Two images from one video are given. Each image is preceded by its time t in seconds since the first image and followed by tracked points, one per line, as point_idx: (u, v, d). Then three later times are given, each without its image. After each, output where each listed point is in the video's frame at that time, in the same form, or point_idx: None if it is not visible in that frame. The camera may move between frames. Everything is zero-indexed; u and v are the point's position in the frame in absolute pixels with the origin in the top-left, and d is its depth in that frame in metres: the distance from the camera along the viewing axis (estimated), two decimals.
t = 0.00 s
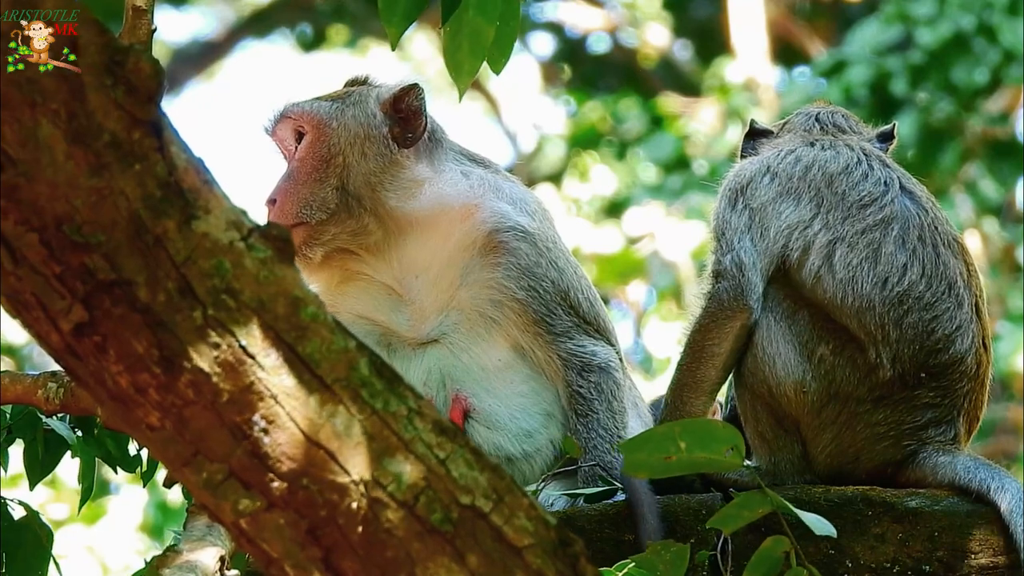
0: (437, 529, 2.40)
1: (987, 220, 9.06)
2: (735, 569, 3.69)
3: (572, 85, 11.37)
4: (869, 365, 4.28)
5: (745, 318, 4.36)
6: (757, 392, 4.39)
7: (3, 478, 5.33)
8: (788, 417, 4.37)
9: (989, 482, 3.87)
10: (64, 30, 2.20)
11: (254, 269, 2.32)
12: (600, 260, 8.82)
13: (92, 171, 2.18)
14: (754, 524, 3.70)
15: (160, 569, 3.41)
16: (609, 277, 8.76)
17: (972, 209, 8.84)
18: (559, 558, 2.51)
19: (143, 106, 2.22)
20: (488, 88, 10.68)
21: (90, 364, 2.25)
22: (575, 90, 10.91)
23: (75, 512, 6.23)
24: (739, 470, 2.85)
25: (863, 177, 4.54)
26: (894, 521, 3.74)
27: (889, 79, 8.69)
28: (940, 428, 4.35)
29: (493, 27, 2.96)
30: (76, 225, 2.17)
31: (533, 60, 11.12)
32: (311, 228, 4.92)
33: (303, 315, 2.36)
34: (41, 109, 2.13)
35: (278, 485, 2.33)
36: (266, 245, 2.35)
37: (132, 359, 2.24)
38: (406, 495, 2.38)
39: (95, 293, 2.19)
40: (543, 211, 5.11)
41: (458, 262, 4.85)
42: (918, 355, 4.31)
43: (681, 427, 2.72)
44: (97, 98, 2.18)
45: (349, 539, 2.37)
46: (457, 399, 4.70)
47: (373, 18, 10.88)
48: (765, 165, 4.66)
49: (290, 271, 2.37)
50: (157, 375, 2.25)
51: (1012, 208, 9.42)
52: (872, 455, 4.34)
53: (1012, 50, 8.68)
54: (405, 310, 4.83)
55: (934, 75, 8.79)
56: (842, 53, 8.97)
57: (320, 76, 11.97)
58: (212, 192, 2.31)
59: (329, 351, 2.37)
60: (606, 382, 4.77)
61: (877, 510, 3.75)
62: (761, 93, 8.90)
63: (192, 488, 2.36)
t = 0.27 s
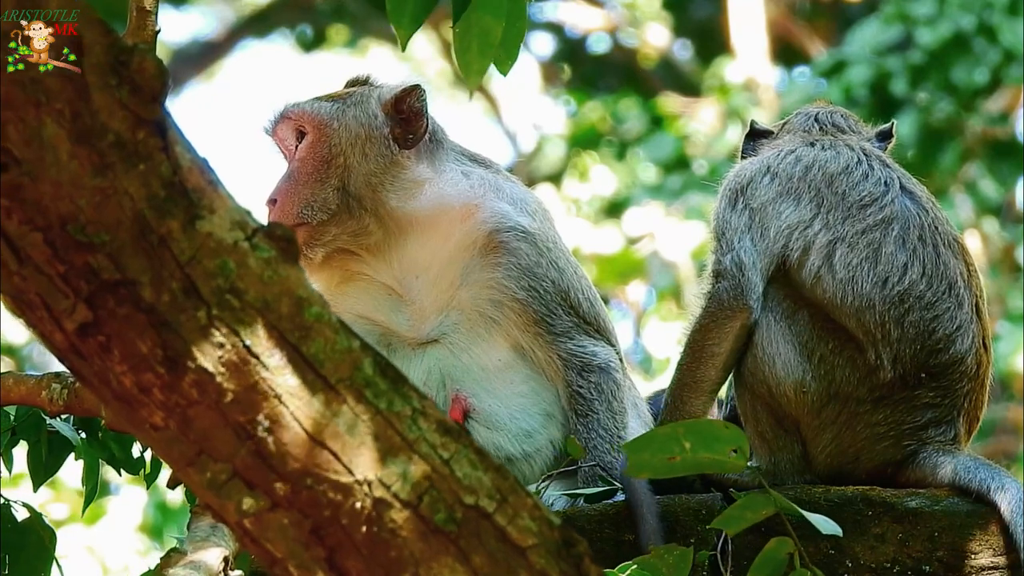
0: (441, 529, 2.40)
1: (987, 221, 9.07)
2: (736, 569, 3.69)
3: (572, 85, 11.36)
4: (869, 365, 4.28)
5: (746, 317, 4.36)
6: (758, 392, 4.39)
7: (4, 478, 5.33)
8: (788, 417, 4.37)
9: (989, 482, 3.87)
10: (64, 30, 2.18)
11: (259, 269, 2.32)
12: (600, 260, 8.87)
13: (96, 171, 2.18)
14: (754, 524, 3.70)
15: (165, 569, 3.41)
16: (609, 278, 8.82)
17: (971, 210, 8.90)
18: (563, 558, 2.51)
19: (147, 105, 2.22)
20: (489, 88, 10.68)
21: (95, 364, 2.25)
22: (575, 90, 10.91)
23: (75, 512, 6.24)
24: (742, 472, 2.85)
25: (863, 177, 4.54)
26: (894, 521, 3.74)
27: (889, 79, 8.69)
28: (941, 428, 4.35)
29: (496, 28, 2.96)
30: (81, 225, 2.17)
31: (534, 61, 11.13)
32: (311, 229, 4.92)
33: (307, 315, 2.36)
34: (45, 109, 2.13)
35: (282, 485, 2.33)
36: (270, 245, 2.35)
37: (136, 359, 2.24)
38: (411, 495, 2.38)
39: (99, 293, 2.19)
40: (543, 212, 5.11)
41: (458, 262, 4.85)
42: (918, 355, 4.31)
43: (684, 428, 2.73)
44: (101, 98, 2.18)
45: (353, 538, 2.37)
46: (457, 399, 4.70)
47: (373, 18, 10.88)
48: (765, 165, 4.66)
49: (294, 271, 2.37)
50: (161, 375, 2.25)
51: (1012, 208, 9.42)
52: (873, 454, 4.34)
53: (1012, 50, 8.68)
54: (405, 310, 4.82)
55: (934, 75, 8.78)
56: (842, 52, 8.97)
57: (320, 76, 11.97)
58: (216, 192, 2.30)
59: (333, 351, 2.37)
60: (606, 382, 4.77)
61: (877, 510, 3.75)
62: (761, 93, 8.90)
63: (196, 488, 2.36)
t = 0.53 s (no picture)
0: (441, 529, 2.40)
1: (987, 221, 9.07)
2: (736, 569, 3.69)
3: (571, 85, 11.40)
4: (869, 365, 4.28)
5: (746, 317, 4.36)
6: (757, 392, 4.39)
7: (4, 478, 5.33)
8: (788, 417, 4.37)
9: (989, 482, 3.87)
10: (64, 30, 2.18)
11: (259, 269, 2.33)
12: (600, 260, 8.91)
13: (97, 171, 2.18)
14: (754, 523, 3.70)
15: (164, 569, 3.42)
16: (609, 278, 8.84)
17: (971, 210, 8.91)
18: (563, 558, 2.51)
19: (148, 105, 2.22)
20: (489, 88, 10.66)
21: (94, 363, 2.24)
22: (574, 90, 10.90)
23: (75, 512, 6.24)
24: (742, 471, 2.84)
25: (863, 177, 4.54)
26: (894, 521, 3.74)
27: (889, 79, 8.68)
28: (941, 428, 4.35)
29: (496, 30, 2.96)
30: (81, 224, 2.17)
31: (534, 61, 11.12)
32: (315, 228, 4.88)
33: (307, 315, 2.36)
34: (45, 109, 2.13)
35: (281, 485, 2.33)
36: (270, 245, 2.36)
37: (137, 359, 2.24)
38: (410, 495, 2.39)
39: (99, 292, 2.19)
40: (542, 213, 5.12)
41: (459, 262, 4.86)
42: (918, 355, 4.31)
43: (684, 430, 2.72)
44: (101, 98, 2.18)
45: (353, 538, 2.38)
46: (457, 399, 4.70)
47: (373, 18, 10.88)
48: (764, 165, 4.66)
49: (294, 271, 2.37)
50: (161, 374, 2.25)
51: (1012, 208, 9.42)
52: (873, 454, 4.34)
53: (1012, 50, 8.68)
54: (405, 311, 4.83)
55: (934, 75, 8.78)
56: (842, 53, 8.97)
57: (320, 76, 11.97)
58: (216, 192, 2.31)
59: (333, 351, 2.38)
60: (606, 382, 4.78)
61: (876, 510, 3.75)
62: (761, 93, 8.91)
63: (196, 488, 2.36)
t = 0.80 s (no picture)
0: (438, 529, 2.40)
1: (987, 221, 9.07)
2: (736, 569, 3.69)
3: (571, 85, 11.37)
4: (869, 365, 4.28)
5: (745, 317, 4.37)
6: (757, 393, 4.39)
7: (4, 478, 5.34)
8: (788, 417, 4.37)
9: (990, 482, 3.87)
10: (64, 30, 2.19)
11: (255, 269, 2.33)
12: (600, 260, 8.92)
13: (93, 171, 2.18)
14: (754, 523, 3.70)
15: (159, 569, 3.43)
16: (609, 278, 8.87)
17: (971, 210, 8.90)
18: (559, 558, 2.51)
19: (144, 105, 2.23)
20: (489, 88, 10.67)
21: (91, 364, 2.25)
22: (574, 90, 10.90)
23: (75, 512, 6.26)
24: (737, 470, 2.85)
25: (863, 177, 4.54)
26: (894, 521, 3.74)
27: (890, 79, 8.68)
28: (941, 428, 4.35)
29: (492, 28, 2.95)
30: (77, 224, 2.17)
31: (533, 61, 11.14)
32: (349, 220, 4.80)
33: (304, 315, 2.36)
34: (42, 109, 2.12)
35: (278, 485, 2.33)
36: (267, 245, 2.35)
37: (133, 359, 2.24)
38: (407, 495, 2.38)
39: (96, 293, 2.19)
40: (545, 216, 5.13)
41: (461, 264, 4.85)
42: (918, 355, 4.31)
43: (678, 429, 2.73)
44: (98, 98, 2.18)
45: (350, 538, 2.37)
46: (457, 398, 4.69)
47: (372, 18, 10.90)
48: (764, 165, 4.66)
49: (290, 271, 2.37)
50: (158, 375, 2.25)
51: (1012, 208, 9.41)
52: (873, 454, 4.34)
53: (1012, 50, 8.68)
54: (406, 311, 4.82)
55: (934, 75, 8.78)
56: (842, 52, 8.96)
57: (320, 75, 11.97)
58: (213, 192, 2.31)
59: (330, 351, 2.38)
60: (606, 384, 4.79)
61: (877, 510, 3.75)
62: (761, 93, 8.90)
63: (193, 488, 2.37)
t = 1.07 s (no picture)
0: (433, 530, 2.40)
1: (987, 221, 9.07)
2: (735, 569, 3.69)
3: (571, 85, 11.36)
4: (869, 365, 4.28)
5: (746, 318, 4.37)
6: (759, 393, 4.39)
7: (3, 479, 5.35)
8: (788, 417, 4.37)
9: (989, 482, 3.87)
10: (63, 30, 2.21)
11: (251, 270, 2.33)
12: (600, 260, 8.92)
13: (89, 172, 2.18)
14: (754, 523, 3.69)
15: (156, 570, 3.44)
16: (609, 278, 8.89)
17: (972, 210, 8.90)
18: (555, 559, 2.52)
19: (140, 106, 2.23)
20: (490, 87, 10.65)
21: (87, 365, 2.25)
22: (574, 90, 10.90)
23: (75, 512, 6.28)
24: (735, 470, 2.83)
25: (863, 177, 4.53)
26: (894, 521, 3.74)
27: (889, 79, 8.68)
28: (941, 428, 4.35)
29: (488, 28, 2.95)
30: (73, 226, 2.18)
31: (533, 62, 11.14)
32: (358, 217, 4.86)
33: (299, 316, 2.37)
34: (38, 110, 2.13)
35: (274, 486, 2.33)
36: (263, 246, 2.36)
37: (129, 360, 2.24)
38: (402, 496, 2.39)
39: (92, 294, 2.20)
40: (548, 216, 5.12)
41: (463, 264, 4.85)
42: (918, 355, 4.31)
43: (674, 430, 2.73)
44: (93, 98, 2.19)
45: (346, 539, 2.37)
46: (457, 399, 4.69)
47: (372, 18, 10.90)
48: (765, 165, 4.66)
49: (285, 272, 2.38)
50: (154, 376, 2.26)
51: (1012, 208, 9.41)
52: (872, 455, 4.34)
53: (1012, 50, 8.68)
54: (408, 312, 4.84)
55: (934, 75, 8.77)
56: (842, 53, 8.96)
57: (320, 75, 11.97)
58: (208, 193, 2.31)
59: (326, 352, 2.38)
60: (606, 384, 4.77)
61: (876, 510, 3.75)
62: (761, 93, 8.90)
63: (189, 489, 2.36)
